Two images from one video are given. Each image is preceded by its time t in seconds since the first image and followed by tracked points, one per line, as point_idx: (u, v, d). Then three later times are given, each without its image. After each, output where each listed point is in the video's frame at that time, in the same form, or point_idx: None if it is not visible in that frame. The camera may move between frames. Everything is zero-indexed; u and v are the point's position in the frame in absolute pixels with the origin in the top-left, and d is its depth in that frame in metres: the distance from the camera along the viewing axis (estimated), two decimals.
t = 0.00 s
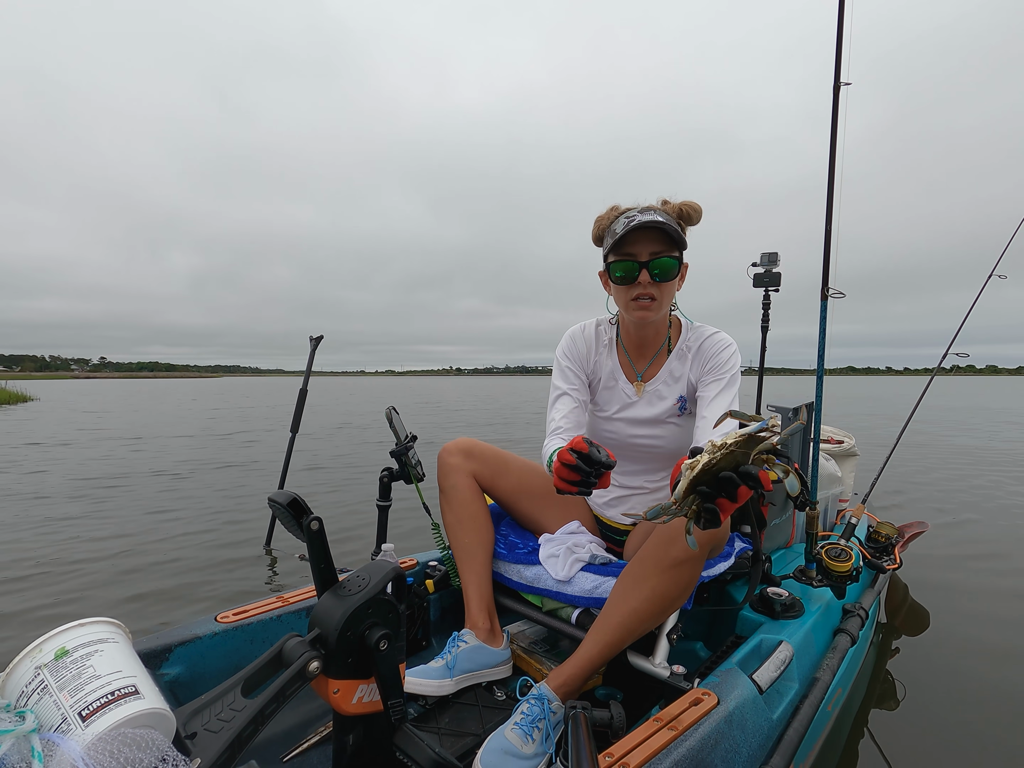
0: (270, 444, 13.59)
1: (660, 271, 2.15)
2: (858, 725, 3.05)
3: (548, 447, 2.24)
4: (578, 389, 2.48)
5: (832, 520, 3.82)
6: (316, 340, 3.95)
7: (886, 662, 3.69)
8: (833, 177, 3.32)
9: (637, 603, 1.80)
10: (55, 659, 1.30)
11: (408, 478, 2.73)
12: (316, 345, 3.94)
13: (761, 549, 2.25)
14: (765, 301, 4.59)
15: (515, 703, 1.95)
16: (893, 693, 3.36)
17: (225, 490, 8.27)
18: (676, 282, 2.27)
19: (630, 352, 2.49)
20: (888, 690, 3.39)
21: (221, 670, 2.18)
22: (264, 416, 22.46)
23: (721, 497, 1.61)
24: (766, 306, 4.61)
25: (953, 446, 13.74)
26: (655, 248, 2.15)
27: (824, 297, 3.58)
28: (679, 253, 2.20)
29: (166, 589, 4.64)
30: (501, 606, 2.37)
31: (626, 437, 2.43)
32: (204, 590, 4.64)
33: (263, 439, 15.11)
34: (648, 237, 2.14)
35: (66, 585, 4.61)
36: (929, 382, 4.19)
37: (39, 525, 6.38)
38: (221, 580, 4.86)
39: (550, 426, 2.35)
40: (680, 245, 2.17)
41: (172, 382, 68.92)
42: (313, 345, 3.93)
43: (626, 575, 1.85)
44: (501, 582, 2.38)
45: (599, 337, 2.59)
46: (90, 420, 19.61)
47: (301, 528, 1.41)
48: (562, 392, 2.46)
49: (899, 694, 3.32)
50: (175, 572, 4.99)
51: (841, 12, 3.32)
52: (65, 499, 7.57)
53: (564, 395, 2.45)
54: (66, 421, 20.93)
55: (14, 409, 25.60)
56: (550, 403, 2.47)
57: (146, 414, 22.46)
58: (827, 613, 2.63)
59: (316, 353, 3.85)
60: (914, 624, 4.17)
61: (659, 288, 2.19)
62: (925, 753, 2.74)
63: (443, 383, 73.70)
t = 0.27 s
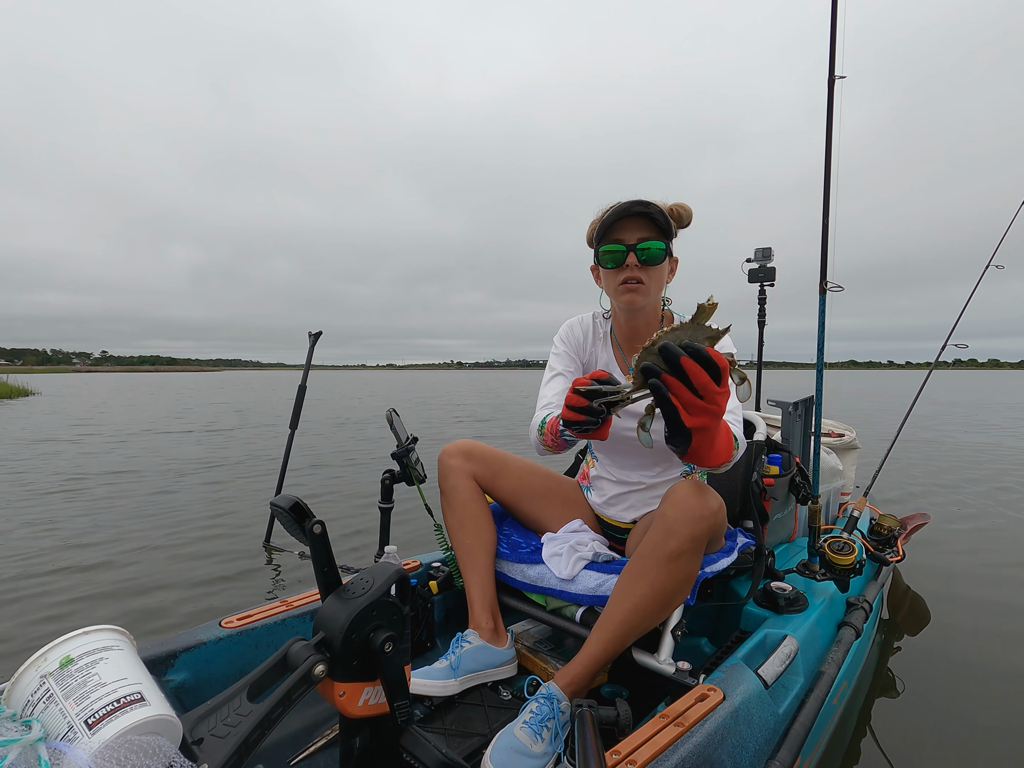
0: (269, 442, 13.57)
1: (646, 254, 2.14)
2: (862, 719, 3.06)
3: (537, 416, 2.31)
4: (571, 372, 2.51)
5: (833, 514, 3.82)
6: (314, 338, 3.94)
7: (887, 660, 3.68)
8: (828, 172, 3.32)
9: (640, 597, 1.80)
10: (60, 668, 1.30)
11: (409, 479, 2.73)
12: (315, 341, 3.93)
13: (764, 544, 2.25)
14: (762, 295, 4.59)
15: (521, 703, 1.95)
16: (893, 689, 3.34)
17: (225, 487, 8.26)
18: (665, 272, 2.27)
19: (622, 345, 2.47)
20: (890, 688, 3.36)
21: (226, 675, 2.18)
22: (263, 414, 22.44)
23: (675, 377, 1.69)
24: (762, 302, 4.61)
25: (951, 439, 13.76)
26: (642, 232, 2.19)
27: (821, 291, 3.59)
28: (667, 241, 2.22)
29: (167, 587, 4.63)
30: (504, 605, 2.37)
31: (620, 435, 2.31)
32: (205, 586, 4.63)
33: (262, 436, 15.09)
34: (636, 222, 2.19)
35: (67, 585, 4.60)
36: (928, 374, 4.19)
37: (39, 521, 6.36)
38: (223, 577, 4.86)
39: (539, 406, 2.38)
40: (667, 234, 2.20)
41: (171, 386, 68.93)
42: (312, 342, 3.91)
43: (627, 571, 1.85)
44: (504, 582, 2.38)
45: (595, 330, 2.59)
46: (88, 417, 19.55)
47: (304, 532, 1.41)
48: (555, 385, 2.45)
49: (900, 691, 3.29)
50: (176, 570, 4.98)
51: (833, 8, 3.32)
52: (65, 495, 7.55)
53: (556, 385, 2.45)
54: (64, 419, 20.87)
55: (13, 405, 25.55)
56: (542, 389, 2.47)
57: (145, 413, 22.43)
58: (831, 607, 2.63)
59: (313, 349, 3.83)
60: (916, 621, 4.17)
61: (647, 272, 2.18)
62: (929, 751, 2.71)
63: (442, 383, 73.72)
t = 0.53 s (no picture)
0: (269, 443, 13.58)
1: (636, 251, 2.14)
2: (861, 720, 3.05)
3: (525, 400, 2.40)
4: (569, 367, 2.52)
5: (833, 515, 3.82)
6: (314, 338, 3.95)
7: (887, 658, 3.69)
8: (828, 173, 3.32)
9: (639, 598, 1.80)
10: (59, 665, 1.30)
11: (409, 478, 2.73)
12: (315, 343, 3.94)
13: (763, 545, 2.25)
14: (762, 296, 4.59)
15: (519, 703, 1.95)
16: (893, 686, 3.36)
17: (225, 490, 8.26)
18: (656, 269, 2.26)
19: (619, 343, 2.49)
20: (890, 686, 3.37)
21: (224, 674, 2.18)
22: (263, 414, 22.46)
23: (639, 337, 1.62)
24: (762, 302, 4.61)
25: (951, 441, 13.76)
26: (631, 231, 2.19)
27: (820, 291, 3.59)
28: (657, 237, 2.21)
29: (167, 589, 4.63)
30: (503, 605, 2.37)
31: (618, 429, 2.32)
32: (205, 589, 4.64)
33: (262, 437, 15.10)
34: (624, 221, 2.18)
35: (67, 585, 4.60)
36: (928, 376, 4.19)
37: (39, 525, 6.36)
38: (223, 580, 4.86)
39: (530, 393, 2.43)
40: (657, 230, 2.20)
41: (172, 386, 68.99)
42: (313, 344, 3.93)
43: (626, 572, 1.85)
44: (503, 581, 2.38)
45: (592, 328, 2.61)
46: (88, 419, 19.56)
47: (303, 531, 1.41)
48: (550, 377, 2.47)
49: (900, 690, 3.30)
50: (175, 572, 4.98)
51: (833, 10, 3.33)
52: (65, 498, 7.55)
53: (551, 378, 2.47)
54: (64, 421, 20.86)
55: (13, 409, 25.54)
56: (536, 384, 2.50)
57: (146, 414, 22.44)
58: (830, 608, 2.63)
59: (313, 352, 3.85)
60: (915, 620, 4.18)
61: (637, 269, 2.18)
62: (929, 750, 2.73)
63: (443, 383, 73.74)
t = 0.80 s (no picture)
0: (270, 445, 13.59)
1: (630, 256, 2.14)
2: (857, 725, 3.05)
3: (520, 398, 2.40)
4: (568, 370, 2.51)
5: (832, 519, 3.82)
6: (315, 339, 3.95)
7: (886, 662, 3.71)
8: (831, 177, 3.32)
9: (637, 601, 1.80)
10: (56, 659, 1.30)
11: (408, 478, 2.73)
12: (315, 345, 3.95)
13: (761, 549, 2.25)
14: (764, 300, 4.59)
15: (515, 703, 1.95)
16: (891, 692, 3.35)
17: (225, 491, 8.28)
18: (653, 271, 2.26)
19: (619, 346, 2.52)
20: (887, 691, 3.37)
21: (220, 670, 2.18)
22: (264, 415, 22.49)
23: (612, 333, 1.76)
24: (766, 306, 4.61)
25: (953, 448, 13.77)
26: (626, 236, 2.19)
27: (823, 296, 3.59)
28: (653, 241, 2.21)
29: (166, 590, 4.64)
30: (501, 605, 2.38)
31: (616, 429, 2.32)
32: (205, 591, 4.64)
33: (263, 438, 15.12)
34: (619, 226, 2.19)
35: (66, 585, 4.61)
36: (929, 382, 4.19)
37: (39, 526, 6.37)
38: (222, 581, 4.87)
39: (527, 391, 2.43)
40: (652, 234, 2.19)
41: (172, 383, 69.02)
42: (312, 345, 3.94)
43: (624, 574, 1.85)
44: (500, 581, 2.38)
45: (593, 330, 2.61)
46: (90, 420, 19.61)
47: (301, 528, 1.41)
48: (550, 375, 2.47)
49: (898, 696, 3.29)
50: (175, 573, 4.98)
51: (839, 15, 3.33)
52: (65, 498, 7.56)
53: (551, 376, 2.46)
54: (66, 421, 20.92)
55: (15, 411, 25.54)
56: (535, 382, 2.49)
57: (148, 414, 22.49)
58: (827, 612, 2.63)
59: (313, 352, 3.86)
60: (913, 625, 4.18)
61: (633, 274, 2.19)
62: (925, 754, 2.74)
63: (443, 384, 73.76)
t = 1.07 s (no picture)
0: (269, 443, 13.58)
1: (634, 261, 2.15)
2: (856, 726, 3.05)
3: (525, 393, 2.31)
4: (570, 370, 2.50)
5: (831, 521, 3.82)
6: (314, 339, 3.95)
7: (885, 663, 3.71)
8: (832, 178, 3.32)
9: (635, 603, 1.80)
10: (54, 657, 1.30)
11: (407, 477, 2.73)
12: (313, 345, 3.95)
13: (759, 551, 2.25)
14: (764, 301, 4.60)
15: (514, 703, 1.95)
16: (891, 692, 3.36)
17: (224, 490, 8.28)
18: (657, 273, 2.25)
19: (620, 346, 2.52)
20: (886, 691, 3.38)
21: (219, 668, 2.18)
22: (265, 414, 22.54)
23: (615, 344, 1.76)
24: (766, 307, 4.62)
25: (951, 449, 13.79)
26: (630, 239, 2.19)
27: (823, 297, 3.59)
28: (657, 244, 2.21)
29: (166, 589, 4.64)
30: (500, 605, 2.37)
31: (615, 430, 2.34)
32: (204, 590, 4.64)
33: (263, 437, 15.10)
34: (623, 229, 2.18)
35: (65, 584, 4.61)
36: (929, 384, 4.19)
37: (38, 525, 6.37)
38: (221, 580, 4.86)
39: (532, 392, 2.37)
40: (657, 236, 2.19)
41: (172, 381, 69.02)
42: (311, 345, 3.94)
43: (623, 576, 1.85)
44: (499, 581, 2.38)
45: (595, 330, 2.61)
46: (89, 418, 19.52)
47: (301, 527, 1.41)
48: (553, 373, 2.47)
49: (897, 695, 3.30)
50: (175, 571, 4.98)
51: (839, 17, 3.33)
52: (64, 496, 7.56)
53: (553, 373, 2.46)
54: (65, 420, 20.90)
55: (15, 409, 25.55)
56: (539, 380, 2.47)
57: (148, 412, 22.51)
58: (826, 614, 2.63)
59: (312, 351, 3.86)
60: (912, 626, 4.19)
61: (636, 278, 2.19)
62: (924, 754, 2.74)
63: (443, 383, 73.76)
